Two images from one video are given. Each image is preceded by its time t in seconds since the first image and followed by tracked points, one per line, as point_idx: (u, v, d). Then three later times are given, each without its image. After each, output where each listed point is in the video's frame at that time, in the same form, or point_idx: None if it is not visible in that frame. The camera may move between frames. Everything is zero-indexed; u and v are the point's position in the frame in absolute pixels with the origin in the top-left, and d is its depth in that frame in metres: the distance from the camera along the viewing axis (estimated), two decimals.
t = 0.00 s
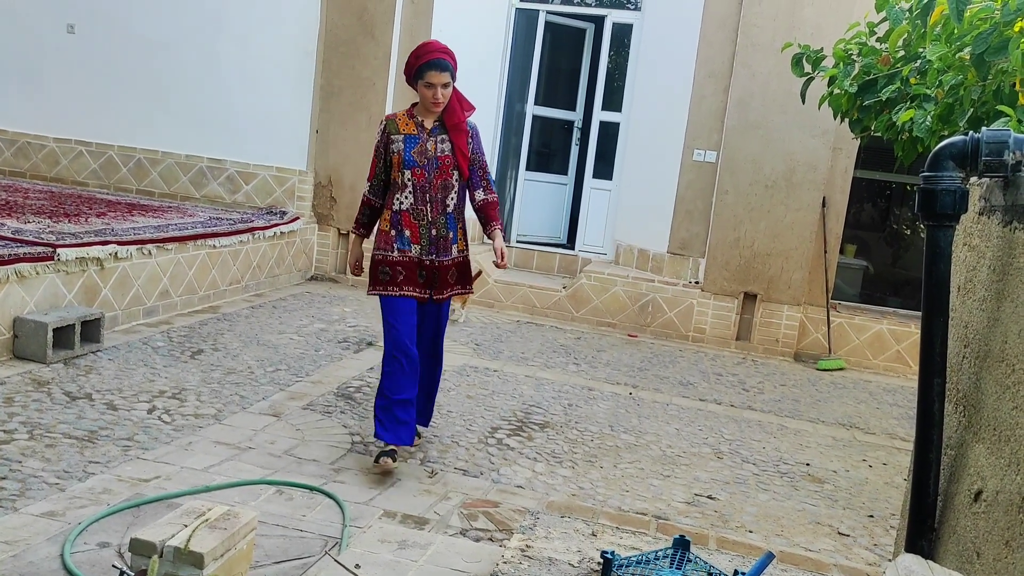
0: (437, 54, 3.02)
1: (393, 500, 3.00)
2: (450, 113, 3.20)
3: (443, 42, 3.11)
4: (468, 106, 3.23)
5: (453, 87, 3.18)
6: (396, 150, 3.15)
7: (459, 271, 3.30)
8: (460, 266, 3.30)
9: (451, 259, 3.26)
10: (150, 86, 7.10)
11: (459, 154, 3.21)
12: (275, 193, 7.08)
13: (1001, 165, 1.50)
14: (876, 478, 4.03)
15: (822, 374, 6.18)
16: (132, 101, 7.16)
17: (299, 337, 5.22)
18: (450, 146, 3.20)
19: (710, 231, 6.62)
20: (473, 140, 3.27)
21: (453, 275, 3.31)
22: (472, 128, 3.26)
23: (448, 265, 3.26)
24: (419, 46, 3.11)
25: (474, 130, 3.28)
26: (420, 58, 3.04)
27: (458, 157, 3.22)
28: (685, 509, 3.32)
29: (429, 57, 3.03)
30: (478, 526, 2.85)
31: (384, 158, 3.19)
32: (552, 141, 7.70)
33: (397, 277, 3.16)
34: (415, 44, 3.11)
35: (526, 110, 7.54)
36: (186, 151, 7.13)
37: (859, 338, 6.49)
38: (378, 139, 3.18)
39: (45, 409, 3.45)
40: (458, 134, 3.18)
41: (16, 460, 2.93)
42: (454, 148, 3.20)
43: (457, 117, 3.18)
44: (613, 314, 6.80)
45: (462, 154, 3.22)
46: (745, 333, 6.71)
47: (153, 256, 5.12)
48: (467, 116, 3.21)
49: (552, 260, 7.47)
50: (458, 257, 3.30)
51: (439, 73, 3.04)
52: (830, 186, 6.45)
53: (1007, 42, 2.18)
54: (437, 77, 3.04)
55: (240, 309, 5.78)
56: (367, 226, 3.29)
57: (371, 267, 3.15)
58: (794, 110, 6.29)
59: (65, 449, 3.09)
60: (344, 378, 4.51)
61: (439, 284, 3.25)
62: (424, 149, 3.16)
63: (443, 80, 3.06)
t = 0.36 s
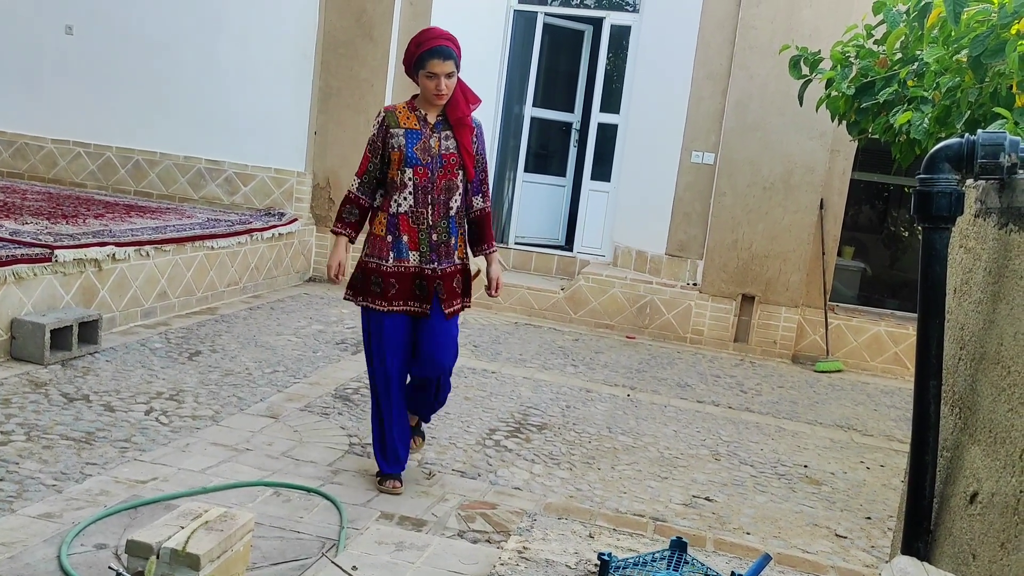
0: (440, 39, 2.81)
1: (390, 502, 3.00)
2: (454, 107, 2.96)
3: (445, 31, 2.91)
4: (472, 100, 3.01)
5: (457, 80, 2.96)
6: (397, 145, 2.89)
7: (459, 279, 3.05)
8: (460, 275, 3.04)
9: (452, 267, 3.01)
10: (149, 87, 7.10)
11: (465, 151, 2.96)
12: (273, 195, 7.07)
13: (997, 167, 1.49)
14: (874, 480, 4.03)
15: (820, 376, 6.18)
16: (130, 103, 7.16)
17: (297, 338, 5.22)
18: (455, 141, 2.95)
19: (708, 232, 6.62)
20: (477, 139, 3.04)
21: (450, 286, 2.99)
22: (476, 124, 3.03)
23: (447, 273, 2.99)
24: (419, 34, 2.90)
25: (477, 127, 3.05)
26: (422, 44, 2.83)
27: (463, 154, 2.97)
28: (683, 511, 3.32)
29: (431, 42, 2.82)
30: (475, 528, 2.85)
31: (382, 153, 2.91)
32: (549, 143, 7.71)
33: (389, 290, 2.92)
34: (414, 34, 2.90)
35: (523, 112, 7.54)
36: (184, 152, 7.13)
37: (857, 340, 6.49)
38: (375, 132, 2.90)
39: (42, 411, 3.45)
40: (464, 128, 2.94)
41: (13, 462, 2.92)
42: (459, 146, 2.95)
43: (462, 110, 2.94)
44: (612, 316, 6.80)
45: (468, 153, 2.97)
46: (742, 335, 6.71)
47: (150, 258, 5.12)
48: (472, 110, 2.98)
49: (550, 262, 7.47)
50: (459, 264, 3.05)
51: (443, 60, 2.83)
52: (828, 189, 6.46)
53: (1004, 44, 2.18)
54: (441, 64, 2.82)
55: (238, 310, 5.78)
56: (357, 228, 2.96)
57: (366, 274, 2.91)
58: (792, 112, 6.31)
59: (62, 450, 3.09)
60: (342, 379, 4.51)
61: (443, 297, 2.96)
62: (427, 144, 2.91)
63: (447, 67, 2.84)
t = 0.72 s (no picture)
0: (451, 37, 2.57)
1: (388, 503, 3.00)
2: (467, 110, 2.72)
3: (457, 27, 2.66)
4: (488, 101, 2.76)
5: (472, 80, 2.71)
6: (404, 154, 2.66)
7: (470, 302, 2.79)
8: (470, 296, 2.79)
9: (462, 288, 2.75)
10: (147, 88, 7.09)
11: (480, 159, 2.71)
12: (271, 196, 7.09)
13: (993, 169, 1.49)
14: (872, 482, 4.03)
15: (817, 378, 6.18)
16: (127, 104, 7.16)
17: (295, 340, 5.21)
18: (468, 149, 2.71)
19: (706, 234, 6.62)
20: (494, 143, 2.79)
21: (451, 307, 2.73)
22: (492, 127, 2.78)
23: (453, 295, 2.73)
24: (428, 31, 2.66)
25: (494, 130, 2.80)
26: (432, 43, 2.59)
27: (478, 162, 2.72)
28: (681, 513, 3.32)
29: (442, 40, 2.57)
30: (473, 530, 2.85)
31: (388, 163, 2.69)
32: (547, 145, 7.73)
33: (388, 309, 2.77)
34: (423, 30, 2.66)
35: (522, 113, 7.59)
36: (182, 154, 7.12)
37: (855, 342, 6.49)
38: (380, 140, 2.67)
39: (40, 412, 3.45)
40: (478, 133, 2.69)
41: (10, 463, 2.92)
42: (473, 154, 2.70)
43: (477, 113, 2.69)
44: (609, 317, 6.80)
45: (483, 161, 2.72)
46: (740, 337, 6.72)
47: (149, 259, 5.11)
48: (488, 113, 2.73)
49: (548, 263, 7.47)
50: (473, 284, 2.80)
51: (455, 60, 2.58)
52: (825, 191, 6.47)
53: (1001, 47, 2.18)
54: (452, 64, 2.58)
55: (236, 312, 5.78)
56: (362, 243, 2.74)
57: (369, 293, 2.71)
58: (790, 114, 6.31)
59: (59, 452, 3.08)
60: (340, 381, 4.50)
61: (450, 317, 2.72)
62: (438, 153, 2.67)
63: (459, 68, 2.60)
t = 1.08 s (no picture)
0: (464, 21, 2.32)
1: (386, 505, 3.00)
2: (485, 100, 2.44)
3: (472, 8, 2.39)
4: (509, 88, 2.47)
5: (491, 69, 2.42)
6: (415, 153, 2.41)
7: (496, 310, 2.54)
8: (495, 305, 2.53)
9: (486, 298, 2.51)
10: (147, 88, 7.09)
11: (499, 155, 2.42)
12: (270, 196, 7.09)
13: (993, 171, 1.49)
14: (871, 483, 4.03)
15: (816, 379, 6.18)
16: (126, 104, 7.15)
17: (293, 341, 5.21)
18: (486, 144, 2.43)
19: (705, 235, 6.63)
20: (518, 136, 2.49)
21: (476, 322, 2.50)
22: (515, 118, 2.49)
23: (478, 307, 2.49)
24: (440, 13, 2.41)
25: (518, 121, 2.50)
26: (443, 28, 2.33)
27: (496, 159, 2.43)
28: (680, 514, 3.32)
29: (454, 25, 2.32)
30: (472, 531, 2.85)
31: (401, 163, 2.45)
32: (547, 146, 7.75)
33: (411, 309, 2.45)
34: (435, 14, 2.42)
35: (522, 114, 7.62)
36: (182, 154, 7.12)
37: (854, 343, 6.49)
38: (391, 138, 2.44)
39: (38, 413, 3.44)
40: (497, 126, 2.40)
41: (8, 464, 2.92)
42: (489, 152, 2.42)
43: (496, 104, 2.40)
44: (608, 318, 6.80)
45: (501, 157, 2.43)
46: (740, 338, 6.72)
47: (147, 260, 5.11)
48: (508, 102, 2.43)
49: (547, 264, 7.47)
50: (497, 292, 2.53)
51: (469, 46, 2.31)
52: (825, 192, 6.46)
53: (1000, 49, 2.18)
54: (465, 51, 2.31)
55: (235, 313, 5.77)
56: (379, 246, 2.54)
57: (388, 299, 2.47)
58: (789, 115, 6.32)
59: (57, 452, 3.08)
60: (339, 382, 4.50)
61: (473, 331, 2.51)
62: (452, 149, 2.41)
63: (474, 55, 2.32)
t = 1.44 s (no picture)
0: (474, 32, 2.06)
1: (385, 505, 3.00)
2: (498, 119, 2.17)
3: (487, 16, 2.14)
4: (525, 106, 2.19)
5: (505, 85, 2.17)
6: (418, 170, 2.19)
7: (506, 341, 2.29)
8: (504, 336, 2.28)
9: (491, 329, 2.26)
10: (147, 88, 7.09)
11: (507, 182, 2.15)
12: (270, 197, 7.10)
13: (993, 173, 1.50)
14: (870, 485, 4.03)
15: (815, 380, 6.18)
16: (126, 104, 7.15)
17: (293, 341, 5.21)
18: (495, 169, 2.17)
19: (705, 237, 6.63)
20: (533, 160, 2.21)
21: (480, 353, 2.26)
22: (531, 141, 2.20)
23: (484, 338, 2.26)
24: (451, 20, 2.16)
25: (535, 142, 2.21)
26: (451, 38, 2.08)
27: (504, 186, 2.16)
28: (679, 515, 3.32)
29: (464, 36, 2.07)
30: (471, 531, 2.85)
31: (404, 177, 2.23)
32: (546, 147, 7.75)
33: (411, 342, 2.27)
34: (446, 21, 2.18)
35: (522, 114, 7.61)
36: (182, 154, 7.12)
37: (853, 344, 6.49)
38: (395, 151, 2.22)
39: (37, 413, 3.44)
40: (507, 149, 2.13)
41: (7, 464, 2.91)
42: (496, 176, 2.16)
43: (507, 125, 2.12)
44: (608, 319, 6.80)
45: (509, 185, 2.15)
46: (739, 339, 6.72)
47: (147, 260, 5.10)
48: (522, 123, 2.16)
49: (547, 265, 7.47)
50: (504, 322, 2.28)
51: (478, 58, 2.05)
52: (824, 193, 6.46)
53: (1000, 51, 2.18)
54: (474, 64, 2.05)
55: (234, 313, 5.77)
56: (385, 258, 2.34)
57: (389, 322, 2.31)
58: (789, 116, 6.32)
59: (57, 452, 3.08)
60: (339, 382, 4.50)
61: (479, 362, 2.27)
62: (456, 171, 2.17)
63: (484, 68, 2.06)
